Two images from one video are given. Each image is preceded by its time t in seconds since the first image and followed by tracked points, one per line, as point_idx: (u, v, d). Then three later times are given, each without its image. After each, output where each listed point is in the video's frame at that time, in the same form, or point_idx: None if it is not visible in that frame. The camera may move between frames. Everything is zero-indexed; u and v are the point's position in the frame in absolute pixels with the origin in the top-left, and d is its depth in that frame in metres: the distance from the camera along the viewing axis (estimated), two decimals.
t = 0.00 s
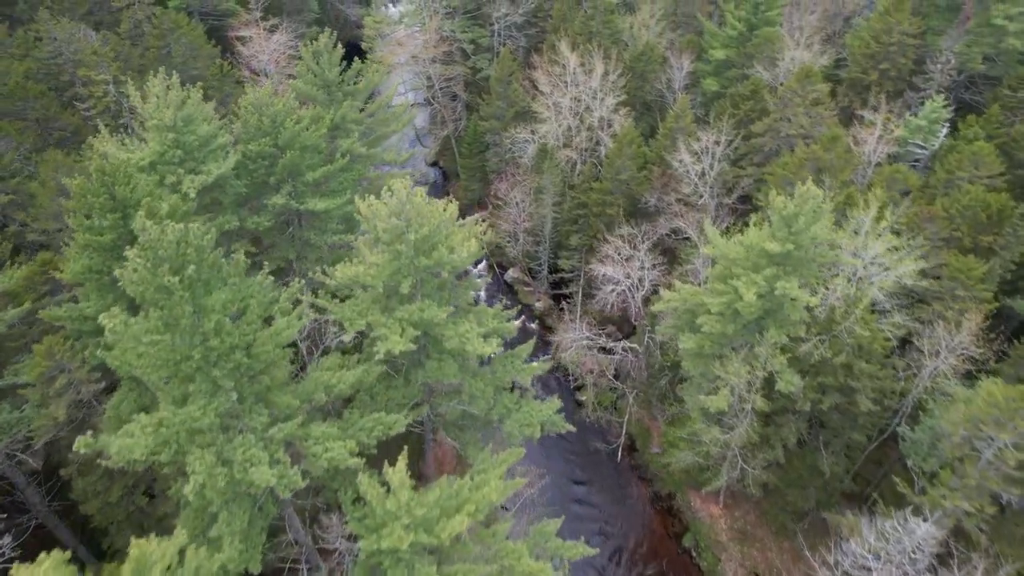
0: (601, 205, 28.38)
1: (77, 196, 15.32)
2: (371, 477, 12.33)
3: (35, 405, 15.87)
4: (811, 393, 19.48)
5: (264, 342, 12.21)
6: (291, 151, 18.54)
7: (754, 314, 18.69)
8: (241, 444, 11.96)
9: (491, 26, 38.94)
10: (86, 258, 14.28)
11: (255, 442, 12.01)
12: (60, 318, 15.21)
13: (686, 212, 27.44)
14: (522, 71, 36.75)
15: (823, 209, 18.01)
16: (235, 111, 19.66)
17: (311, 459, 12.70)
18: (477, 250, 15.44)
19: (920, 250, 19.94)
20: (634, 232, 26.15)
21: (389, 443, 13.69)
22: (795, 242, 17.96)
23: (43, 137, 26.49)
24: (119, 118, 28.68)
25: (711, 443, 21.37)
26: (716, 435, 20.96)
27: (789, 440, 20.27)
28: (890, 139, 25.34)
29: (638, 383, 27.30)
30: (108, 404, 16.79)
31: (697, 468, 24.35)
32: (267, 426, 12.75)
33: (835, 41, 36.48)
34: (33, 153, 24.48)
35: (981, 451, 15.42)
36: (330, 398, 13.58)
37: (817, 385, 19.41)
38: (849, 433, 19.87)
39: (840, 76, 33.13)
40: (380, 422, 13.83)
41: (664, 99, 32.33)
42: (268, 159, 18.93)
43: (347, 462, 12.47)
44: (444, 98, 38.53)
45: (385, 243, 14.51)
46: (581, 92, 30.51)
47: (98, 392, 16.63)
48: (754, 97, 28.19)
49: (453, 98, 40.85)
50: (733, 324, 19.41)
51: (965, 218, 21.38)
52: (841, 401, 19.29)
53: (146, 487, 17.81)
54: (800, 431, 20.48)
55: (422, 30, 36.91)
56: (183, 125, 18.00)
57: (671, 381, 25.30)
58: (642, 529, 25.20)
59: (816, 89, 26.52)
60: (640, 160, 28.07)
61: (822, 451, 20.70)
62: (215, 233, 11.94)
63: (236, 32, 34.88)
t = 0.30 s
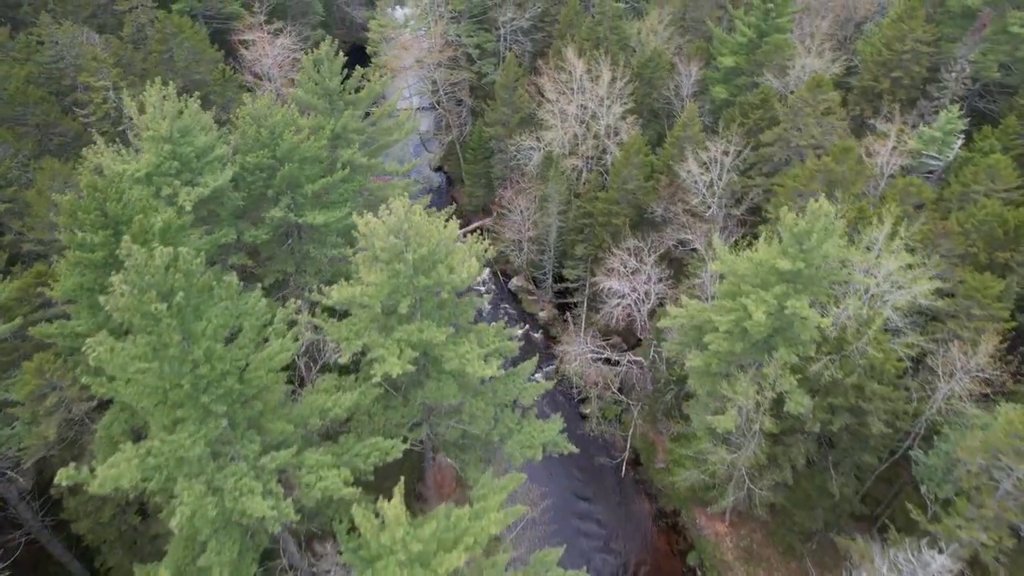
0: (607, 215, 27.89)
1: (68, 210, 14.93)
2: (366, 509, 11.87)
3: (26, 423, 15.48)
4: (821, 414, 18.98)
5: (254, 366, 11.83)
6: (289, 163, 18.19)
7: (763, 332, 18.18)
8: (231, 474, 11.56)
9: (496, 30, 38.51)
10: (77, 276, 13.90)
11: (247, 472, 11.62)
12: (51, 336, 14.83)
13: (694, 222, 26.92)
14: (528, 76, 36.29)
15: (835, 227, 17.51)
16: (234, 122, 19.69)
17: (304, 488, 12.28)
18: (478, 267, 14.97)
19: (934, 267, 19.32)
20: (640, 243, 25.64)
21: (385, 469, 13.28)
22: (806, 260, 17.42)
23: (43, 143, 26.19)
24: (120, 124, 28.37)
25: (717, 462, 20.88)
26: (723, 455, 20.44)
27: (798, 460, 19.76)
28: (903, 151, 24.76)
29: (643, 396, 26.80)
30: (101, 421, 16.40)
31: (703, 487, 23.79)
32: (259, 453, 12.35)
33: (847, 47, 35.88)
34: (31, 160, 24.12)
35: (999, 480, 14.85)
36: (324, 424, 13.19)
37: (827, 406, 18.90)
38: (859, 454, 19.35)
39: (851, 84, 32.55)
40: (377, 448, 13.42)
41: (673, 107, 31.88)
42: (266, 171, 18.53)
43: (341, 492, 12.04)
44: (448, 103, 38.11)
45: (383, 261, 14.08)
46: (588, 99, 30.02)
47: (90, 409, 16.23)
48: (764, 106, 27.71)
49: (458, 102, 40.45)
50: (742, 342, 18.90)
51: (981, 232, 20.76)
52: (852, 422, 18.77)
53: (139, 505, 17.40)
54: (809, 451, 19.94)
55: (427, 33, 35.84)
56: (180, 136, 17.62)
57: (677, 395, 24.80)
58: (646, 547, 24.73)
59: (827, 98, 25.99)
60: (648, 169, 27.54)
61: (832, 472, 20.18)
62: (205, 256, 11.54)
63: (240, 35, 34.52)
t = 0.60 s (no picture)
0: (612, 225, 27.42)
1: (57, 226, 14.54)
2: (359, 541, 11.42)
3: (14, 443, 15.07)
4: (830, 435, 18.48)
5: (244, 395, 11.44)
6: (286, 175, 17.82)
7: (771, 352, 17.70)
8: (220, 505, 11.14)
9: (501, 35, 38.12)
10: (66, 294, 13.52)
11: (236, 504, 11.20)
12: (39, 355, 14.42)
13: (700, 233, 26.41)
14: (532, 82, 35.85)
15: (846, 244, 17.00)
16: (231, 132, 19.39)
17: (295, 519, 11.86)
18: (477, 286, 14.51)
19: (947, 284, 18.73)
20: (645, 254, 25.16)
21: (380, 497, 12.83)
22: (816, 278, 16.92)
23: (40, 150, 25.85)
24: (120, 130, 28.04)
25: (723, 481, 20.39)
26: (729, 474, 19.95)
27: (806, 481, 19.26)
28: (915, 161, 24.19)
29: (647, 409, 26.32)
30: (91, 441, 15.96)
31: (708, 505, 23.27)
32: (249, 483, 11.93)
33: (856, 54, 35.32)
34: (27, 168, 23.76)
35: (1017, 510, 14.30)
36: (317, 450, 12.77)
37: (836, 427, 18.41)
38: (869, 476, 18.83)
39: (860, 92, 32.00)
40: (372, 474, 12.98)
41: (680, 115, 31.41)
42: (263, 183, 18.16)
43: (334, 523, 11.60)
44: (452, 108, 37.72)
45: (380, 281, 13.67)
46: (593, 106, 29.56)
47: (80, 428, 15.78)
48: (772, 115, 27.20)
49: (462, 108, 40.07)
50: (749, 361, 18.42)
51: (996, 247, 20.19)
52: (862, 443, 18.26)
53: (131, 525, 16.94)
54: (818, 472, 19.43)
55: (431, 38, 35.46)
56: (175, 148, 17.24)
57: (682, 410, 24.29)
58: (650, 564, 24.23)
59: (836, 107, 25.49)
60: (653, 179, 27.04)
61: (841, 493, 19.66)
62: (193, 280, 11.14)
63: (242, 39, 34.16)
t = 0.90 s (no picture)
0: (616, 235, 26.95)
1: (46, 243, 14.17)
2: None
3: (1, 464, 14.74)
4: (840, 456, 18.00)
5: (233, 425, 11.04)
6: (282, 188, 17.42)
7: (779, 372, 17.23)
8: (208, 540, 10.76)
9: (505, 40, 37.65)
10: (53, 314, 13.16)
11: (225, 538, 10.80)
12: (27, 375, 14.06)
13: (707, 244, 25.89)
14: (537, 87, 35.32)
15: (857, 263, 16.51)
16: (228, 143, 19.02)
17: (287, 551, 11.46)
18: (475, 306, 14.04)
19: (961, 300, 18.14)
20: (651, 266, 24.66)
21: (375, 527, 12.41)
22: (826, 298, 16.41)
23: (38, 157, 25.55)
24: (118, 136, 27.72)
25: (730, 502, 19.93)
26: (736, 495, 19.48)
27: (814, 503, 18.80)
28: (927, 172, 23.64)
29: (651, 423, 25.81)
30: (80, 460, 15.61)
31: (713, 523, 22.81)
32: (239, 514, 11.53)
33: (866, 60, 34.72)
34: (23, 176, 23.45)
35: None
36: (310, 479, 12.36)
37: (846, 448, 17.92)
38: (880, 498, 18.34)
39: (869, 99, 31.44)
40: (367, 503, 12.56)
41: (687, 122, 30.90)
42: (258, 197, 17.78)
43: (327, 556, 11.20)
44: (455, 113, 37.23)
45: (376, 302, 13.25)
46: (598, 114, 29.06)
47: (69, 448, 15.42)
48: (781, 123, 26.68)
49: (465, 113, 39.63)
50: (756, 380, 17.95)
51: (1010, 261, 19.70)
52: (872, 466, 17.77)
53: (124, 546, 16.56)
54: (826, 493, 18.96)
55: (434, 43, 34.97)
56: (170, 160, 16.85)
57: (687, 425, 23.75)
58: None
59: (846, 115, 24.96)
60: (659, 188, 26.52)
61: (850, 515, 19.17)
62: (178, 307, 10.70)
63: (244, 43, 33.75)
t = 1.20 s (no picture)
0: (621, 245, 26.44)
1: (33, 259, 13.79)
2: None
3: None
4: (850, 478, 17.50)
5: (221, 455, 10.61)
6: (279, 201, 17.06)
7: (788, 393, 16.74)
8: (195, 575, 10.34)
9: (508, 44, 37.22)
10: (40, 334, 12.81)
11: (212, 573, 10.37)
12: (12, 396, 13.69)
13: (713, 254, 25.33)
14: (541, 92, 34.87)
15: (868, 282, 16.02)
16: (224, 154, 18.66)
17: None
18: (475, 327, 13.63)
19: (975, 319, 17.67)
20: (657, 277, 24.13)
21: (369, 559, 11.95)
22: (838, 318, 15.90)
23: (34, 164, 25.21)
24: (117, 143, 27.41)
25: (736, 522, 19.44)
26: (742, 516, 18.97)
27: (822, 525, 18.31)
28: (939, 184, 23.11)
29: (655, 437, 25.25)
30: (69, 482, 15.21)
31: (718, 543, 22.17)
32: (228, 546, 11.10)
33: (875, 66, 34.15)
34: (19, 185, 23.11)
35: None
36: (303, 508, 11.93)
37: (856, 470, 17.42)
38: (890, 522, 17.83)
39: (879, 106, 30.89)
40: (361, 533, 12.11)
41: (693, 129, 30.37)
42: (254, 210, 17.37)
43: None
44: (458, 118, 36.80)
45: (372, 324, 12.85)
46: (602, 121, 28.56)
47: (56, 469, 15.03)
48: (789, 132, 26.17)
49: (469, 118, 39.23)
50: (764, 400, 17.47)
51: None
52: (883, 489, 17.28)
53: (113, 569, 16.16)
54: (835, 515, 18.48)
55: (437, 47, 34.56)
56: (163, 172, 16.47)
57: (691, 442, 23.00)
58: None
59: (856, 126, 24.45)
60: (665, 198, 25.99)
61: (859, 537, 18.67)
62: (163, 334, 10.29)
63: (244, 47, 33.41)
